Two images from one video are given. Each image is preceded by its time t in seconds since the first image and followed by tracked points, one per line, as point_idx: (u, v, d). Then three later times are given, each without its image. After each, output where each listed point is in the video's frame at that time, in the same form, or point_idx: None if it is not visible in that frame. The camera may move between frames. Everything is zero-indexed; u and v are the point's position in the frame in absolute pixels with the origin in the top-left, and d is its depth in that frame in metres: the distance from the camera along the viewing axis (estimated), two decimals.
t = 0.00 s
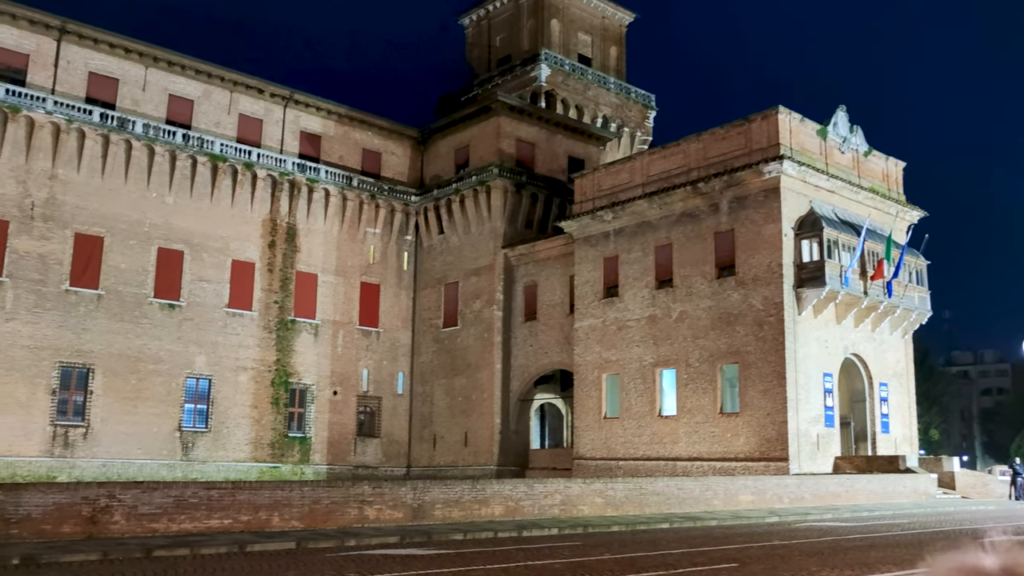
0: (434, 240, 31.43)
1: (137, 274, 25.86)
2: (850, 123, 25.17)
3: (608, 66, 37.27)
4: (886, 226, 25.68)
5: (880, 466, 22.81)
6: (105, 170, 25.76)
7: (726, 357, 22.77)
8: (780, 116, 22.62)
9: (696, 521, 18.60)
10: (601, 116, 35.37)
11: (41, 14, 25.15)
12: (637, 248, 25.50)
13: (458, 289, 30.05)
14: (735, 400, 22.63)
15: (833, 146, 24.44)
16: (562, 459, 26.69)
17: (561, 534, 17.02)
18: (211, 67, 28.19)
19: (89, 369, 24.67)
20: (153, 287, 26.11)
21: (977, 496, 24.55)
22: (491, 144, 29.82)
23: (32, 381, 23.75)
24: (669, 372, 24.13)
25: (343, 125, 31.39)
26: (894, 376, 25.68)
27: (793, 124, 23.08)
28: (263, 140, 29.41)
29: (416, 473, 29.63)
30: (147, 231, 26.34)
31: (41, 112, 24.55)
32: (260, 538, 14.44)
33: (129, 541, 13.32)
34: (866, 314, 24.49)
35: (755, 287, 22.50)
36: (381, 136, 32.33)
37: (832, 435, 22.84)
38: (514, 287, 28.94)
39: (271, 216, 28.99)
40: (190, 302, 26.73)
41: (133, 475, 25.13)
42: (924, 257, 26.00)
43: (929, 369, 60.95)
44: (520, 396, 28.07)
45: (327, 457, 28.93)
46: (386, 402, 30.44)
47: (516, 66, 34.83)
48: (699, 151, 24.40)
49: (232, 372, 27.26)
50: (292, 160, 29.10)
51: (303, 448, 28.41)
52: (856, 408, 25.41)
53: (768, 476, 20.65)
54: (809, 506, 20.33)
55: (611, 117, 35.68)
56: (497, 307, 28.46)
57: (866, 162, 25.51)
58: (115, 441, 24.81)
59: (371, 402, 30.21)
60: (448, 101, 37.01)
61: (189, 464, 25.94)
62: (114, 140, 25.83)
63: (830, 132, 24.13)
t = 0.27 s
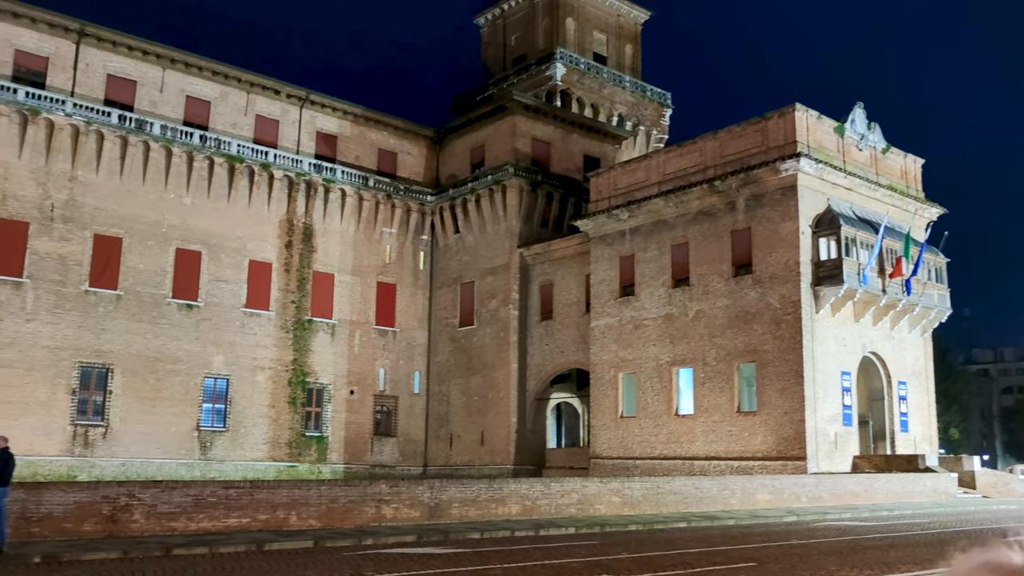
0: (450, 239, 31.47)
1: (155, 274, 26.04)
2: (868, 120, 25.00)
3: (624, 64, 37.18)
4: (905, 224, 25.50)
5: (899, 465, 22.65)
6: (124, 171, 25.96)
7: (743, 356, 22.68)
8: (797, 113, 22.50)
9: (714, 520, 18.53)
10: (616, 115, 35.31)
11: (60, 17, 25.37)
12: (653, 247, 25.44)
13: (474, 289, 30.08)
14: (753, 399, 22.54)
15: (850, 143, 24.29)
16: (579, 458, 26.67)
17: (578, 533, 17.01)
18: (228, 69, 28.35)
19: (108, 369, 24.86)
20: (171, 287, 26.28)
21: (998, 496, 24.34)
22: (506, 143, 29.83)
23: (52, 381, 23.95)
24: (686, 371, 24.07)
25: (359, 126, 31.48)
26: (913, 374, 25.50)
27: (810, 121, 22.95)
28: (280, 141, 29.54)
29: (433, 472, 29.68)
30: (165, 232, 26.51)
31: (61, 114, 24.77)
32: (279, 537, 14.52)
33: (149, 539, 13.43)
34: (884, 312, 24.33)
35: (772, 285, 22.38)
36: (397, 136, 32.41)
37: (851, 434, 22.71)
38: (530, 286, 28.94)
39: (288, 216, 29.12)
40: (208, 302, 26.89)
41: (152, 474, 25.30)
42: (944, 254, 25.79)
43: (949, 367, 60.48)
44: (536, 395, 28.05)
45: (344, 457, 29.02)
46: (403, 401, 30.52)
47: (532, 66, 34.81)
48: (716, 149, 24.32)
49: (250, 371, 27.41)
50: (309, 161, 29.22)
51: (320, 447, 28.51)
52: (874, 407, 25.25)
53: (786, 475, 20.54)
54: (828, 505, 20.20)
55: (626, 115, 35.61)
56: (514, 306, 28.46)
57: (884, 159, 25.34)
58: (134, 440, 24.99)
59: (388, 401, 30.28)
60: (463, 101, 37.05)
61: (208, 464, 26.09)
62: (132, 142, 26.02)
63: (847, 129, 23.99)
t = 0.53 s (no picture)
0: (467, 239, 31.51)
1: (175, 276, 26.23)
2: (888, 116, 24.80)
3: (641, 63, 37.07)
4: (926, 221, 25.27)
5: (921, 465, 22.45)
6: (144, 173, 26.16)
7: (763, 355, 22.56)
8: (816, 111, 22.35)
9: (734, 520, 18.45)
10: (633, 113, 35.21)
11: (80, 21, 25.62)
12: (671, 246, 25.35)
13: (492, 288, 30.10)
14: (772, 398, 22.41)
15: (870, 140, 24.11)
16: (597, 458, 26.62)
17: (597, 533, 16.98)
18: (246, 71, 28.51)
19: (130, 370, 25.07)
20: (191, 288, 26.46)
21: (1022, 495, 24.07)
22: (524, 143, 29.82)
23: (75, 382, 24.18)
24: (705, 370, 23.97)
25: (376, 126, 31.57)
26: (935, 373, 25.28)
27: (830, 118, 22.80)
28: (298, 142, 29.68)
29: (451, 472, 29.72)
30: (184, 233, 26.69)
31: (82, 117, 25.00)
32: (298, 536, 14.60)
33: (170, 538, 13.54)
34: (905, 310, 24.13)
35: (791, 284, 22.25)
36: (415, 136, 32.48)
37: (872, 433, 22.53)
38: (548, 285, 28.91)
39: (306, 217, 29.25)
40: (228, 303, 27.05)
41: (173, 473, 25.49)
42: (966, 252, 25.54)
43: (972, 366, 59.90)
44: (554, 394, 28.02)
45: (363, 456, 29.11)
46: (421, 401, 30.59)
47: (549, 65, 34.79)
48: (734, 147, 24.21)
49: (270, 371, 27.56)
50: (327, 162, 29.34)
51: (339, 447, 28.62)
52: (895, 406, 25.05)
53: (807, 475, 20.41)
54: (849, 505, 20.05)
55: (644, 114, 35.51)
56: (531, 306, 28.45)
57: (905, 156, 25.12)
58: (156, 440, 25.19)
59: (407, 401, 30.35)
60: (480, 101, 37.08)
61: (228, 464, 26.26)
62: (152, 144, 26.22)
63: (867, 126, 23.81)
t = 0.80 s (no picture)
0: (486, 239, 31.52)
1: (197, 277, 26.42)
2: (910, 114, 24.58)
3: (660, 62, 36.96)
4: (949, 219, 25.03)
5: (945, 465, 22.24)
6: (165, 176, 26.36)
7: (784, 354, 22.42)
8: (837, 108, 22.19)
9: (755, 521, 18.36)
10: (652, 112, 35.10)
11: (102, 26, 25.86)
12: (691, 245, 25.25)
13: (511, 289, 30.10)
14: (794, 398, 22.26)
15: (892, 137, 23.91)
16: (617, 458, 26.57)
17: (618, 533, 16.96)
18: (266, 73, 28.67)
19: (152, 371, 25.26)
20: (212, 289, 26.63)
21: None
22: (542, 143, 29.80)
23: (98, 383, 24.40)
24: (725, 370, 23.85)
25: (395, 127, 31.65)
26: (959, 372, 25.03)
27: (851, 116, 22.62)
28: (318, 144, 29.81)
29: (471, 472, 29.75)
30: (205, 235, 26.87)
31: (104, 121, 25.21)
32: (319, 535, 14.68)
33: (193, 538, 13.64)
34: (928, 309, 23.91)
35: (812, 283, 22.10)
36: (433, 137, 32.54)
37: (894, 433, 22.35)
38: (567, 285, 28.86)
39: (326, 218, 29.37)
40: (249, 304, 27.22)
41: (195, 473, 25.68)
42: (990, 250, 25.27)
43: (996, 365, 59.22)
44: (574, 394, 27.96)
45: (383, 456, 29.18)
46: (441, 401, 30.64)
47: (567, 65, 34.74)
48: (754, 146, 24.09)
49: (291, 372, 27.71)
50: (346, 163, 29.46)
51: (360, 447, 28.71)
52: (919, 406, 24.83)
53: (829, 475, 20.27)
54: (871, 506, 19.89)
55: (663, 113, 35.39)
56: (551, 306, 28.42)
57: (927, 153, 24.89)
58: (178, 441, 25.38)
59: (426, 401, 30.41)
60: (499, 101, 37.09)
61: (249, 464, 26.42)
62: (173, 147, 26.40)
63: (888, 123, 23.61)
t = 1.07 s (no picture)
0: (506, 240, 31.53)
1: (218, 279, 26.61)
2: (933, 110, 24.35)
3: (679, 60, 36.83)
4: (973, 217, 24.77)
5: (971, 465, 22.01)
6: (187, 179, 26.56)
7: (806, 354, 22.28)
8: (858, 106, 22.03)
9: (777, 521, 18.27)
10: (672, 111, 34.99)
11: (125, 30, 26.10)
12: (711, 244, 25.15)
13: (531, 289, 30.09)
14: (816, 398, 22.11)
15: (915, 134, 23.69)
16: (638, 458, 26.49)
17: (639, 533, 16.92)
18: (286, 75, 28.83)
19: (175, 372, 25.46)
20: (234, 290, 26.81)
21: None
22: (562, 143, 29.78)
23: (122, 384, 24.62)
24: (747, 369, 23.73)
25: (415, 129, 31.72)
26: (984, 371, 24.77)
27: (873, 113, 22.44)
28: (338, 145, 29.93)
29: (492, 472, 29.75)
30: (227, 237, 27.05)
31: (127, 124, 25.44)
32: (341, 535, 14.75)
33: (216, 538, 13.74)
34: (952, 307, 23.69)
35: (834, 281, 21.94)
36: (453, 137, 32.59)
37: (918, 433, 22.15)
38: (587, 285, 28.81)
39: (346, 219, 29.48)
40: (270, 305, 27.38)
41: (218, 474, 25.86)
42: (1015, 248, 24.99)
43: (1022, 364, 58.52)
44: (595, 395, 27.91)
45: (404, 457, 29.25)
46: (462, 401, 30.68)
47: (586, 64, 34.70)
48: (775, 144, 23.95)
49: (312, 373, 27.84)
50: (366, 164, 29.55)
51: (381, 447, 28.80)
52: (943, 405, 24.59)
53: (852, 475, 20.11)
54: (895, 506, 19.73)
55: (683, 112, 35.27)
56: (571, 306, 28.39)
57: (950, 150, 24.65)
58: (200, 441, 25.56)
59: (447, 401, 30.46)
60: (518, 101, 37.10)
61: (271, 464, 26.57)
62: (194, 149, 26.59)
63: (911, 120, 23.40)
